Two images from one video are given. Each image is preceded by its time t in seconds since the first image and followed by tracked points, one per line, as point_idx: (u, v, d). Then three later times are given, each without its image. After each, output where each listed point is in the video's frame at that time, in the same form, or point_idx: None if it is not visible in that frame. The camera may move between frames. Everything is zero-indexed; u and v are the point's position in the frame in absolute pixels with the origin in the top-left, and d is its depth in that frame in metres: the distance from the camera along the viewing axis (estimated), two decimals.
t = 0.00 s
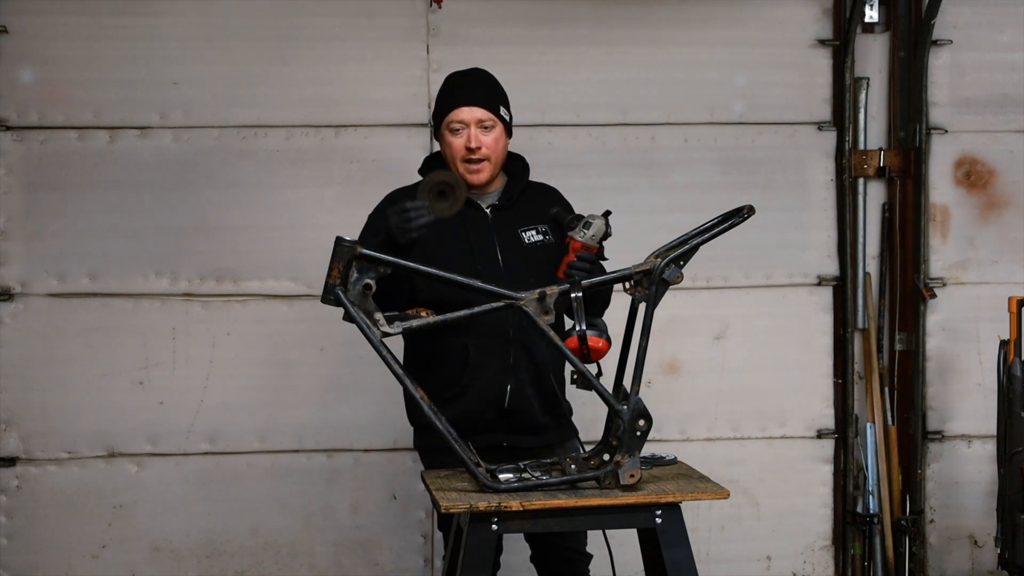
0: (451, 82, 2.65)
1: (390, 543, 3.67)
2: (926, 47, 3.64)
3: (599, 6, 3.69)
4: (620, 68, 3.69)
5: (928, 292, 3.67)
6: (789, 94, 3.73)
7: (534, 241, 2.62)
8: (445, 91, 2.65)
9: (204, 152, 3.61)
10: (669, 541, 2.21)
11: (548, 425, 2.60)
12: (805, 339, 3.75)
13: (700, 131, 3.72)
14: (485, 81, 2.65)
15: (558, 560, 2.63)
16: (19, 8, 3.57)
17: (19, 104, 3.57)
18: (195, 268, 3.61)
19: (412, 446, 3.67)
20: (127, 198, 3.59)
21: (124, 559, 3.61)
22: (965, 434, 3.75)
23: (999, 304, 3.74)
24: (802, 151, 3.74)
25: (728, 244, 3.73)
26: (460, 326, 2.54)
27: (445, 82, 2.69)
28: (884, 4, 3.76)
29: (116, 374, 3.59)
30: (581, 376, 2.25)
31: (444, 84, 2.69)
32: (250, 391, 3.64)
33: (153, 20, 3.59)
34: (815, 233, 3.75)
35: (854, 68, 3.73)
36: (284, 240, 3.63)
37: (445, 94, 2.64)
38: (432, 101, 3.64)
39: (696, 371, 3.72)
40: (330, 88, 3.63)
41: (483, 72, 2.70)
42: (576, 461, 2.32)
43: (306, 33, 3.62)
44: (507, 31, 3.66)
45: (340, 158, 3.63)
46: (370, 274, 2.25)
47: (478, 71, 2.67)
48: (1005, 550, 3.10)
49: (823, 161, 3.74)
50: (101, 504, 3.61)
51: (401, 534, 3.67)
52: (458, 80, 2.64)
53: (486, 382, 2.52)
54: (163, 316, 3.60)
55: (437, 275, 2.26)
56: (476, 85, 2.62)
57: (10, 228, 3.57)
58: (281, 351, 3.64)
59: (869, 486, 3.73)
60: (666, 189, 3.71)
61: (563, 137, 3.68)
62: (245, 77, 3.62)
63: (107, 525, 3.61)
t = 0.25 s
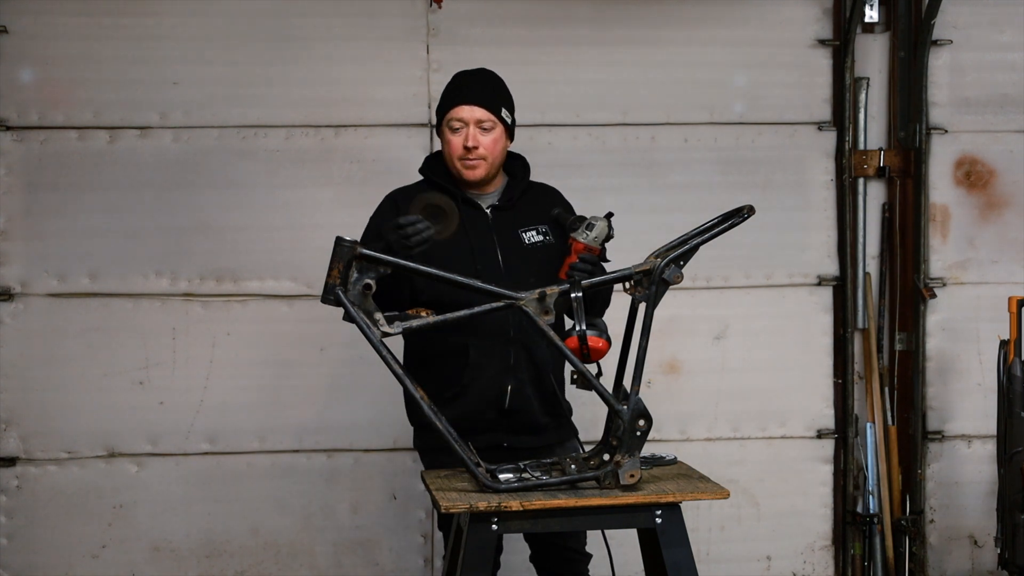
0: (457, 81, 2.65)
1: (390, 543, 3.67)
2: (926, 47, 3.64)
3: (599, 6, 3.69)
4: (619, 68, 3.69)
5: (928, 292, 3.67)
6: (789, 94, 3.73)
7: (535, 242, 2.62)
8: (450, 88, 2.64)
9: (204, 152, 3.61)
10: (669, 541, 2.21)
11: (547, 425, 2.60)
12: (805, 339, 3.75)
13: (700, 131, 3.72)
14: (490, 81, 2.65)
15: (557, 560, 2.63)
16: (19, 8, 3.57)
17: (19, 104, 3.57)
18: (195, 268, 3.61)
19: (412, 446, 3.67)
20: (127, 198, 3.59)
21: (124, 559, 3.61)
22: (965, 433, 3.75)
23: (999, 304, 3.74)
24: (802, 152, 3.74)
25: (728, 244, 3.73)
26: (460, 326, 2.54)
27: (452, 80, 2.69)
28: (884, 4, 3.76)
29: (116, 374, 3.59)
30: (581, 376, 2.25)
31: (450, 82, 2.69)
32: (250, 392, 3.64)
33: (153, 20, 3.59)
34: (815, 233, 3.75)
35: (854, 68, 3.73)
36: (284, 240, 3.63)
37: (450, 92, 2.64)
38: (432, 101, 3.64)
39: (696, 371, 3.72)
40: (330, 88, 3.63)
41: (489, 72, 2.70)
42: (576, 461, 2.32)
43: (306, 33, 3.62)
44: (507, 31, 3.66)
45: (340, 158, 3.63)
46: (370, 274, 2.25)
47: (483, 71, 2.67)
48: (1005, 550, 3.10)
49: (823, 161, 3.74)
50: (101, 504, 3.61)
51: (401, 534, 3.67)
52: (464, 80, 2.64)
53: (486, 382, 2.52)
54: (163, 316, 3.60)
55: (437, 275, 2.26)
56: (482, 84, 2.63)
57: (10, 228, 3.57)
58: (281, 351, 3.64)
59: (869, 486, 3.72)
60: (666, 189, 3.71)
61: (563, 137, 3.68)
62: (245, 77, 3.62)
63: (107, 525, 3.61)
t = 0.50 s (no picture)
0: (462, 80, 2.65)
1: (390, 543, 3.67)
2: (926, 47, 3.64)
3: (599, 6, 3.69)
4: (620, 68, 3.69)
5: (928, 292, 3.67)
6: (789, 94, 3.73)
7: (536, 242, 2.62)
8: (455, 89, 2.64)
9: (204, 152, 3.61)
10: (669, 541, 2.21)
11: (547, 425, 2.61)
12: (805, 339, 3.75)
13: (700, 131, 3.72)
14: (495, 82, 2.65)
15: (557, 560, 2.62)
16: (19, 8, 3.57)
17: (19, 104, 3.57)
18: (195, 268, 3.61)
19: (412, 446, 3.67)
20: (127, 198, 3.59)
21: (124, 559, 3.61)
22: (965, 433, 3.75)
23: (999, 304, 3.74)
24: (802, 152, 3.74)
25: (728, 244, 3.73)
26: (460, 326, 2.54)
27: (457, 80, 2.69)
28: (884, 4, 3.76)
29: (117, 374, 3.59)
30: (581, 376, 2.25)
31: (454, 82, 2.68)
32: (250, 392, 3.64)
33: (153, 20, 3.59)
34: (814, 233, 3.75)
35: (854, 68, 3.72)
36: (284, 240, 3.63)
37: (454, 92, 2.64)
38: (432, 101, 3.64)
39: (696, 371, 3.72)
40: (329, 88, 3.63)
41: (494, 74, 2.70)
42: (576, 461, 2.32)
43: (306, 33, 3.62)
44: (507, 31, 3.66)
45: (340, 158, 3.63)
46: (370, 274, 2.25)
47: (488, 72, 2.66)
48: (1005, 550, 3.10)
49: (823, 161, 3.75)
50: (101, 504, 3.61)
51: (400, 533, 3.67)
52: (469, 80, 2.63)
53: (486, 382, 2.52)
54: (163, 316, 3.60)
55: (437, 275, 2.26)
56: (487, 85, 2.63)
57: (10, 228, 3.57)
58: (281, 351, 3.64)
59: (869, 486, 3.72)
60: (666, 189, 3.71)
61: (563, 137, 3.68)
62: (245, 77, 3.62)
63: (107, 525, 3.61)
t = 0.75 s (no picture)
0: (462, 81, 2.62)
1: (390, 543, 3.67)
2: (926, 47, 3.64)
3: (599, 6, 3.69)
4: (620, 68, 3.69)
5: (928, 292, 3.68)
6: (789, 94, 3.73)
7: (538, 242, 2.63)
8: (454, 91, 2.62)
9: (204, 152, 3.61)
10: (669, 541, 2.21)
11: (548, 425, 2.61)
12: (804, 339, 3.75)
13: (700, 131, 3.72)
14: (495, 82, 2.64)
15: (557, 560, 2.63)
16: (19, 8, 3.57)
17: (19, 104, 3.57)
18: (195, 268, 3.61)
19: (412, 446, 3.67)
20: (127, 198, 3.59)
21: (124, 559, 3.61)
22: (965, 433, 3.75)
23: (999, 304, 3.74)
24: (802, 151, 3.74)
25: (728, 244, 3.73)
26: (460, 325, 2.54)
27: (454, 80, 2.66)
28: (885, 4, 3.76)
29: (117, 374, 3.59)
30: (581, 376, 2.25)
31: (452, 82, 2.66)
32: (250, 392, 3.64)
33: (153, 20, 3.59)
34: (814, 233, 3.75)
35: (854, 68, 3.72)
36: (284, 240, 3.63)
37: (454, 94, 2.61)
38: (432, 101, 3.64)
39: (696, 371, 3.72)
40: (329, 88, 3.63)
41: (490, 71, 2.68)
42: (576, 461, 2.32)
43: (307, 33, 3.62)
44: (507, 31, 3.66)
45: (340, 158, 3.63)
46: (370, 274, 2.25)
47: (486, 71, 2.64)
48: (1005, 550, 3.10)
49: (823, 161, 3.75)
50: (101, 504, 3.61)
51: (400, 533, 3.67)
52: (468, 81, 2.62)
53: (487, 383, 2.52)
54: (163, 316, 3.60)
55: (437, 275, 2.26)
56: (488, 86, 2.61)
57: (10, 228, 3.57)
58: (280, 351, 3.64)
59: (869, 486, 3.72)
60: (666, 189, 3.71)
61: (563, 137, 3.68)
62: (245, 77, 3.62)
63: (107, 525, 3.61)
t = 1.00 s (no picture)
0: (450, 82, 2.64)
1: (390, 543, 3.67)
2: (926, 47, 3.64)
3: (599, 6, 3.69)
4: (620, 68, 3.69)
5: (928, 292, 3.67)
6: (789, 93, 3.73)
7: (537, 241, 2.62)
8: (443, 92, 2.64)
9: (204, 152, 3.61)
10: (669, 541, 2.21)
11: (548, 425, 2.61)
12: (805, 339, 3.75)
13: (700, 131, 3.72)
14: (485, 81, 2.65)
15: (557, 560, 2.63)
16: (19, 8, 3.57)
17: (19, 104, 3.57)
18: (195, 268, 3.61)
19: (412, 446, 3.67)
20: (127, 198, 3.59)
21: (124, 558, 3.61)
22: (965, 433, 3.75)
23: (999, 303, 3.74)
24: (802, 152, 3.74)
25: (728, 244, 3.73)
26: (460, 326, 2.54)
27: (443, 82, 2.69)
28: (884, 4, 3.76)
29: (117, 374, 3.59)
30: (581, 376, 2.25)
31: (441, 84, 2.68)
32: (250, 391, 3.64)
33: (153, 20, 3.59)
34: (815, 233, 3.75)
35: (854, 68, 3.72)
36: (284, 240, 3.63)
37: (444, 95, 2.63)
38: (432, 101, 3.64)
39: (696, 371, 3.72)
40: (329, 88, 3.63)
41: (478, 71, 2.69)
42: (576, 461, 2.32)
43: (307, 33, 3.62)
44: (507, 31, 3.66)
45: (340, 158, 3.63)
46: (370, 274, 2.25)
47: (475, 70, 2.66)
48: (1005, 550, 3.10)
49: (823, 160, 3.74)
50: (101, 504, 3.61)
51: (400, 533, 3.67)
52: (457, 81, 2.63)
53: (487, 384, 2.52)
54: (163, 316, 3.60)
55: (437, 275, 2.26)
56: (478, 84, 2.62)
57: (10, 228, 3.57)
58: (280, 351, 3.64)
59: (869, 486, 3.72)
60: (665, 189, 3.71)
61: (563, 137, 3.68)
62: (245, 77, 3.62)
63: (107, 525, 3.61)
